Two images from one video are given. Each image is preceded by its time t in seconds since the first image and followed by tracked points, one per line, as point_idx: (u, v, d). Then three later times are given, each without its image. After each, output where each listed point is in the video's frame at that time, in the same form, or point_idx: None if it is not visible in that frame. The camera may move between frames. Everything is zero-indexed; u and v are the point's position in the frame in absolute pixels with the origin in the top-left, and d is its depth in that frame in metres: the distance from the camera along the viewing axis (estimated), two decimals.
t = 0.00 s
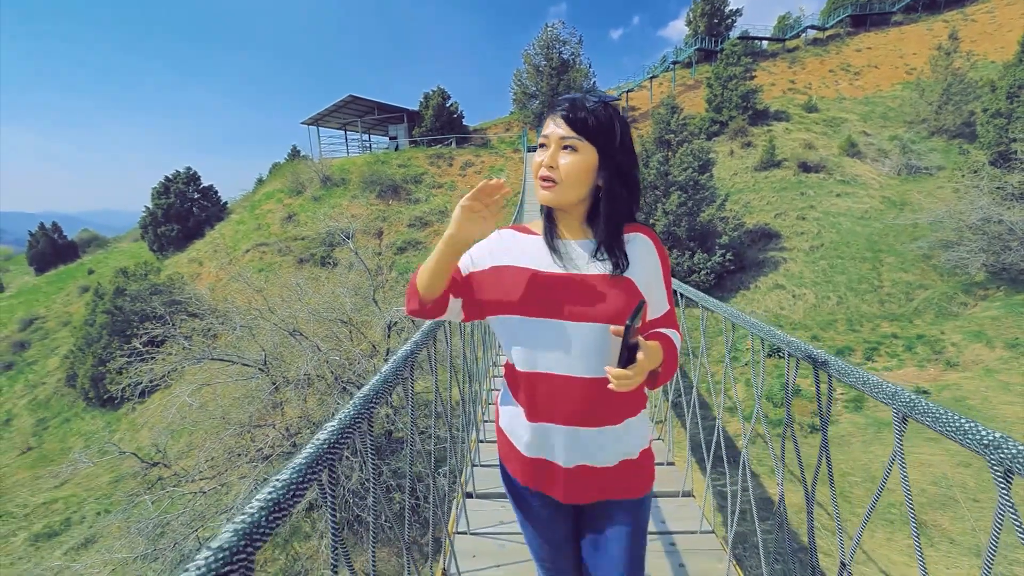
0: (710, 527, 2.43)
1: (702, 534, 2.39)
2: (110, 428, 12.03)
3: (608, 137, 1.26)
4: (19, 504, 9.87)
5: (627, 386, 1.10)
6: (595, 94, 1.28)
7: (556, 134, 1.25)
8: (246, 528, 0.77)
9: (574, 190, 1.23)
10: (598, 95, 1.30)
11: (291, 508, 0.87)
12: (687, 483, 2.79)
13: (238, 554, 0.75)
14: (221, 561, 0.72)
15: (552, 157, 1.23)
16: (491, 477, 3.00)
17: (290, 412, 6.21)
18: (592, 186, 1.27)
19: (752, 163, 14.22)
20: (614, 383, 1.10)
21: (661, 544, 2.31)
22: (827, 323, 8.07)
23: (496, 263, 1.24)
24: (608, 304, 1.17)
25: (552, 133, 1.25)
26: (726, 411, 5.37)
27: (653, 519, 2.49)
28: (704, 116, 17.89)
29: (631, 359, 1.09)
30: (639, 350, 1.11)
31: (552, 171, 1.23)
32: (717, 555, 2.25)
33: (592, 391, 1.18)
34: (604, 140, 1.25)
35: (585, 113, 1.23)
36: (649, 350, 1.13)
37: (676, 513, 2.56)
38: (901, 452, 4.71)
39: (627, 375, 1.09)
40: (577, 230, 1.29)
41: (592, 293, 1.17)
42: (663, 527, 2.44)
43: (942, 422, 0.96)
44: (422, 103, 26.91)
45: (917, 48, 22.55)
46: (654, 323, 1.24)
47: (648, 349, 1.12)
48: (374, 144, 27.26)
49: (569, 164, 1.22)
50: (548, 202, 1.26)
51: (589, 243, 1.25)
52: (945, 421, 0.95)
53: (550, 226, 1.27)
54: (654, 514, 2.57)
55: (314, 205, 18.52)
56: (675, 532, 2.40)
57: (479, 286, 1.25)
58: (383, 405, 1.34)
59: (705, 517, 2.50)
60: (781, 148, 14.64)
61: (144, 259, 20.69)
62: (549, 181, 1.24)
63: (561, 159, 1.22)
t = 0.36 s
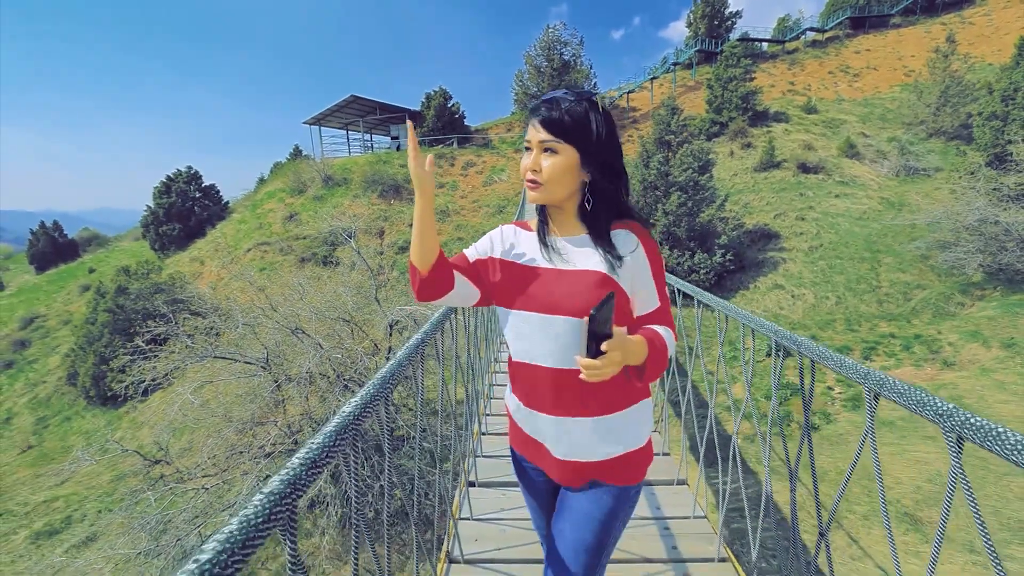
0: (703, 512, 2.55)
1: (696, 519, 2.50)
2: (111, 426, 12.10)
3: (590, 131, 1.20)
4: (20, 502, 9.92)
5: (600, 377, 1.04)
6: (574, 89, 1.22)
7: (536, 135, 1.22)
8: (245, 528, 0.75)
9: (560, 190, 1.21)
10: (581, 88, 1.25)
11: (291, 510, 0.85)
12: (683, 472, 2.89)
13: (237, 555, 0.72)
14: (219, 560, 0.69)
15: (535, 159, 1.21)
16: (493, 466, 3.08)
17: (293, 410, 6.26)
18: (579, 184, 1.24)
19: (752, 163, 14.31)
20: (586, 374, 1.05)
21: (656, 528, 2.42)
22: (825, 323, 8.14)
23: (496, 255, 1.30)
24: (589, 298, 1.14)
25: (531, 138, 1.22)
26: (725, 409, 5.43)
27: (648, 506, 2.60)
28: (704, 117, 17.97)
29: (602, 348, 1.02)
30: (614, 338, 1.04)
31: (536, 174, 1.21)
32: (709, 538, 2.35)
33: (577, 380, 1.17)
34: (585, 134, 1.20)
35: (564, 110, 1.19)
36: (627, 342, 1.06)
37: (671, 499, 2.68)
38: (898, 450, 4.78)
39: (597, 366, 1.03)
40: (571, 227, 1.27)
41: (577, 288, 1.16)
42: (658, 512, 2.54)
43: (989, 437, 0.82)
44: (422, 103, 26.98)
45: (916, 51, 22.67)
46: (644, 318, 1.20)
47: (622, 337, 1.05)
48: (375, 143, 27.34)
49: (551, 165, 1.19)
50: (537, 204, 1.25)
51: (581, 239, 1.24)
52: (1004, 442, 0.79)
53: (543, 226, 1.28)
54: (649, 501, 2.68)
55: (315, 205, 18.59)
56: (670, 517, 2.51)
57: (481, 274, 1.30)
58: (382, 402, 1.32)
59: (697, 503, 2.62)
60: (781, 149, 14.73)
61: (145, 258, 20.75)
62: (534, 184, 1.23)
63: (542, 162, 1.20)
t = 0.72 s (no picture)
0: (691, 498, 2.77)
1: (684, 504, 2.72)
2: (114, 424, 12.18)
3: (581, 136, 1.22)
4: (23, 500, 9.99)
5: (555, 382, 0.99)
6: (564, 96, 1.24)
7: (527, 144, 1.27)
8: (237, 524, 0.75)
9: (555, 198, 1.25)
10: (576, 94, 1.27)
11: (289, 499, 0.86)
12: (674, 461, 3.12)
13: (230, 550, 0.73)
14: (214, 551, 0.71)
15: (527, 168, 1.27)
16: (490, 456, 3.20)
17: (296, 407, 6.34)
18: (575, 190, 1.28)
19: (751, 164, 14.38)
20: (541, 376, 1.01)
21: (647, 512, 2.62)
22: (823, 323, 8.22)
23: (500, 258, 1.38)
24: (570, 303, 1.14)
25: (524, 149, 1.27)
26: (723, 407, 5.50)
27: (639, 491, 2.83)
28: (705, 117, 18.02)
29: (552, 349, 0.97)
30: (574, 342, 0.98)
31: (530, 182, 1.26)
32: (695, 522, 2.55)
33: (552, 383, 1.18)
34: (575, 140, 1.22)
35: (553, 117, 1.21)
36: (590, 348, 1.00)
37: (661, 486, 2.90)
38: (892, 447, 4.86)
39: (551, 369, 0.98)
40: (570, 230, 1.31)
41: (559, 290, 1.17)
42: (648, 497, 2.77)
43: (939, 407, 0.94)
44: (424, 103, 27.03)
45: (916, 51, 22.74)
46: (629, 331, 1.15)
47: (583, 342, 0.99)
48: (376, 143, 27.40)
49: (541, 174, 1.24)
50: (533, 211, 1.31)
51: (576, 241, 1.27)
52: (948, 411, 0.92)
53: (543, 230, 1.33)
54: (641, 488, 2.89)
55: (316, 204, 18.65)
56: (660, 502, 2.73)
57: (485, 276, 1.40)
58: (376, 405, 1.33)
59: (686, 490, 2.84)
60: (781, 150, 14.79)
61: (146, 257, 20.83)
62: (528, 192, 1.28)
63: (535, 171, 1.24)
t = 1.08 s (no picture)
0: (686, 487, 2.82)
1: (679, 493, 2.78)
2: (120, 422, 12.25)
3: (581, 124, 1.19)
4: (31, 496, 10.07)
5: (544, 390, 0.95)
6: (566, 82, 1.22)
7: (526, 134, 1.24)
8: (219, 526, 0.71)
9: (554, 188, 1.22)
10: (577, 81, 1.23)
11: (286, 486, 0.87)
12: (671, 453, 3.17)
13: (214, 550, 0.69)
14: (195, 555, 0.67)
15: (525, 159, 1.25)
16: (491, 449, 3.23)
17: (299, 405, 6.35)
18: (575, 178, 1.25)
19: (753, 162, 14.33)
20: (527, 384, 0.97)
21: (642, 501, 2.68)
22: (825, 321, 8.18)
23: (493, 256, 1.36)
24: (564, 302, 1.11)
25: (524, 135, 1.24)
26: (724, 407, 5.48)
27: (635, 482, 2.89)
28: (707, 116, 17.97)
29: (534, 356, 0.92)
30: (561, 348, 0.94)
31: (528, 172, 1.24)
32: (690, 510, 2.60)
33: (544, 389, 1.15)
34: (575, 129, 1.19)
35: (551, 105, 1.18)
36: (581, 353, 0.96)
37: (657, 477, 2.95)
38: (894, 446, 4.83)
39: (537, 376, 0.94)
40: (568, 222, 1.29)
41: (549, 290, 1.14)
42: (643, 488, 2.82)
43: (906, 393, 0.99)
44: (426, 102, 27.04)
45: (919, 49, 22.61)
46: (626, 334, 1.11)
47: (572, 347, 0.95)
48: (379, 142, 27.46)
49: (538, 165, 1.22)
50: (531, 203, 1.28)
51: (574, 235, 1.25)
52: (917, 398, 0.96)
53: (541, 223, 1.31)
54: (637, 479, 2.94)
55: (318, 204, 18.69)
56: (655, 491, 2.78)
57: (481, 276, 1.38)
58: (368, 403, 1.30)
59: (682, 480, 2.89)
60: (783, 148, 14.72)
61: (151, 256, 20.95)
62: (526, 182, 1.26)
63: (534, 159, 1.22)
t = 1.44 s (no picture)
0: (689, 483, 2.84)
1: (682, 488, 2.80)
2: (122, 422, 12.27)
3: (571, 121, 1.15)
4: (34, 496, 10.08)
5: (529, 404, 0.90)
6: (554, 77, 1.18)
7: (516, 134, 1.22)
8: (251, 518, 0.70)
9: (542, 189, 1.20)
10: (568, 76, 1.20)
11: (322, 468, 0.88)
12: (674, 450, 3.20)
13: (249, 540, 0.69)
14: (229, 549, 0.66)
15: (515, 160, 1.22)
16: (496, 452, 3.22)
17: (302, 405, 6.35)
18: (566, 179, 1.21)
19: (754, 162, 14.33)
20: (515, 399, 0.92)
21: (645, 496, 2.70)
22: (826, 321, 8.18)
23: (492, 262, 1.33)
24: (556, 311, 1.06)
25: (513, 136, 1.22)
26: (727, 406, 5.48)
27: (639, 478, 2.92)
28: (707, 116, 17.98)
29: (522, 368, 0.87)
30: (551, 359, 0.88)
31: (515, 173, 1.22)
32: (694, 505, 2.63)
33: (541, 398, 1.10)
34: (565, 127, 1.15)
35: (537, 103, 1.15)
36: (572, 366, 0.90)
37: (661, 474, 2.98)
38: (897, 445, 4.83)
39: (523, 390, 0.89)
40: (562, 226, 1.25)
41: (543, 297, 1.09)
42: (647, 484, 2.85)
43: (886, 387, 1.06)
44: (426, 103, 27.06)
45: (920, 48, 22.61)
46: (623, 345, 1.05)
47: (561, 358, 0.88)
48: (380, 143, 27.49)
49: (527, 165, 1.19)
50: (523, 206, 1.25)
51: (568, 240, 1.21)
52: (897, 390, 1.04)
53: (535, 227, 1.27)
54: (641, 475, 2.97)
55: (319, 204, 18.71)
56: (658, 487, 2.81)
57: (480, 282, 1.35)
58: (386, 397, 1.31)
59: (684, 476, 2.92)
60: (784, 147, 14.72)
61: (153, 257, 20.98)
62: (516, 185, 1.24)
63: (519, 159, 1.20)
